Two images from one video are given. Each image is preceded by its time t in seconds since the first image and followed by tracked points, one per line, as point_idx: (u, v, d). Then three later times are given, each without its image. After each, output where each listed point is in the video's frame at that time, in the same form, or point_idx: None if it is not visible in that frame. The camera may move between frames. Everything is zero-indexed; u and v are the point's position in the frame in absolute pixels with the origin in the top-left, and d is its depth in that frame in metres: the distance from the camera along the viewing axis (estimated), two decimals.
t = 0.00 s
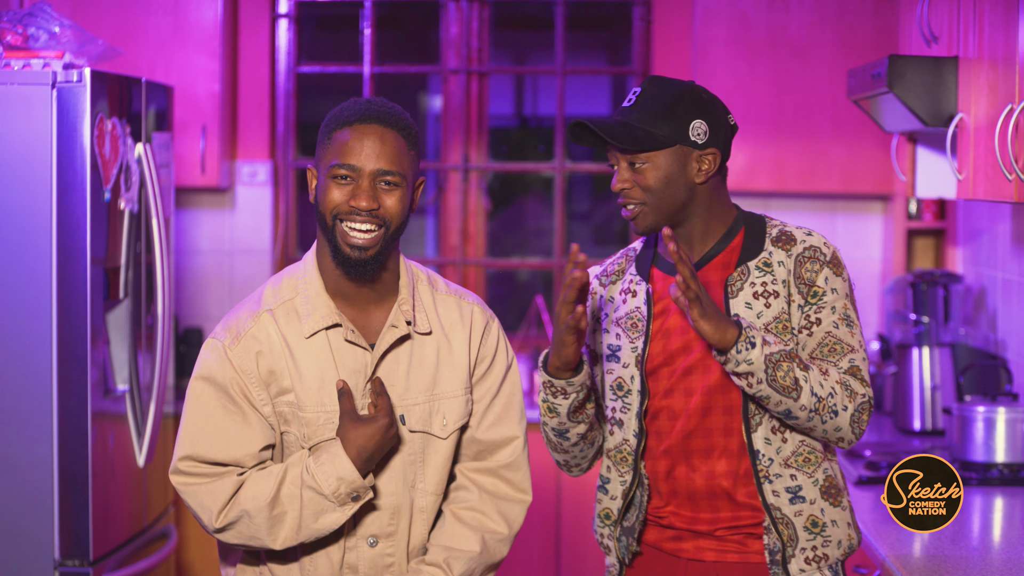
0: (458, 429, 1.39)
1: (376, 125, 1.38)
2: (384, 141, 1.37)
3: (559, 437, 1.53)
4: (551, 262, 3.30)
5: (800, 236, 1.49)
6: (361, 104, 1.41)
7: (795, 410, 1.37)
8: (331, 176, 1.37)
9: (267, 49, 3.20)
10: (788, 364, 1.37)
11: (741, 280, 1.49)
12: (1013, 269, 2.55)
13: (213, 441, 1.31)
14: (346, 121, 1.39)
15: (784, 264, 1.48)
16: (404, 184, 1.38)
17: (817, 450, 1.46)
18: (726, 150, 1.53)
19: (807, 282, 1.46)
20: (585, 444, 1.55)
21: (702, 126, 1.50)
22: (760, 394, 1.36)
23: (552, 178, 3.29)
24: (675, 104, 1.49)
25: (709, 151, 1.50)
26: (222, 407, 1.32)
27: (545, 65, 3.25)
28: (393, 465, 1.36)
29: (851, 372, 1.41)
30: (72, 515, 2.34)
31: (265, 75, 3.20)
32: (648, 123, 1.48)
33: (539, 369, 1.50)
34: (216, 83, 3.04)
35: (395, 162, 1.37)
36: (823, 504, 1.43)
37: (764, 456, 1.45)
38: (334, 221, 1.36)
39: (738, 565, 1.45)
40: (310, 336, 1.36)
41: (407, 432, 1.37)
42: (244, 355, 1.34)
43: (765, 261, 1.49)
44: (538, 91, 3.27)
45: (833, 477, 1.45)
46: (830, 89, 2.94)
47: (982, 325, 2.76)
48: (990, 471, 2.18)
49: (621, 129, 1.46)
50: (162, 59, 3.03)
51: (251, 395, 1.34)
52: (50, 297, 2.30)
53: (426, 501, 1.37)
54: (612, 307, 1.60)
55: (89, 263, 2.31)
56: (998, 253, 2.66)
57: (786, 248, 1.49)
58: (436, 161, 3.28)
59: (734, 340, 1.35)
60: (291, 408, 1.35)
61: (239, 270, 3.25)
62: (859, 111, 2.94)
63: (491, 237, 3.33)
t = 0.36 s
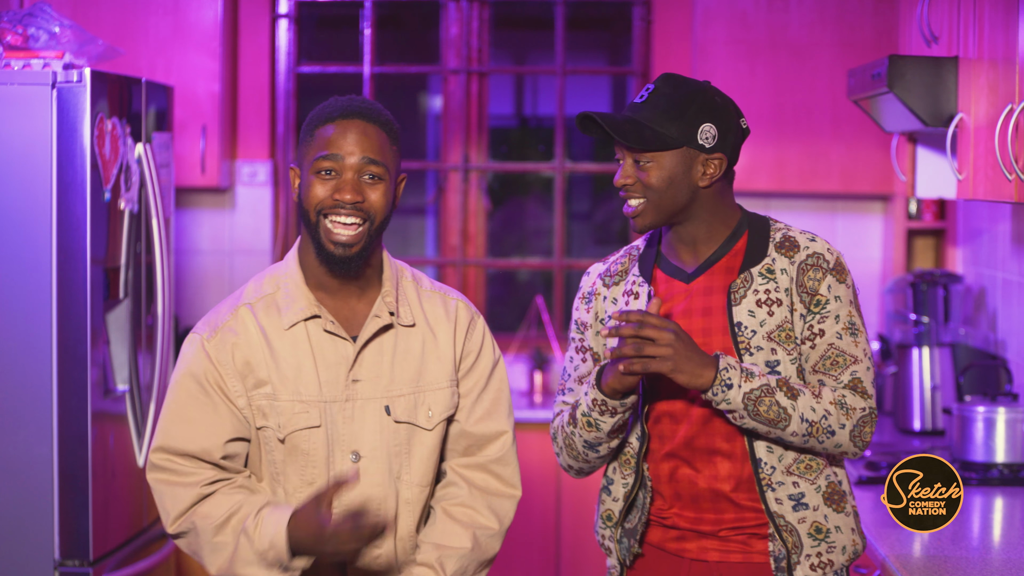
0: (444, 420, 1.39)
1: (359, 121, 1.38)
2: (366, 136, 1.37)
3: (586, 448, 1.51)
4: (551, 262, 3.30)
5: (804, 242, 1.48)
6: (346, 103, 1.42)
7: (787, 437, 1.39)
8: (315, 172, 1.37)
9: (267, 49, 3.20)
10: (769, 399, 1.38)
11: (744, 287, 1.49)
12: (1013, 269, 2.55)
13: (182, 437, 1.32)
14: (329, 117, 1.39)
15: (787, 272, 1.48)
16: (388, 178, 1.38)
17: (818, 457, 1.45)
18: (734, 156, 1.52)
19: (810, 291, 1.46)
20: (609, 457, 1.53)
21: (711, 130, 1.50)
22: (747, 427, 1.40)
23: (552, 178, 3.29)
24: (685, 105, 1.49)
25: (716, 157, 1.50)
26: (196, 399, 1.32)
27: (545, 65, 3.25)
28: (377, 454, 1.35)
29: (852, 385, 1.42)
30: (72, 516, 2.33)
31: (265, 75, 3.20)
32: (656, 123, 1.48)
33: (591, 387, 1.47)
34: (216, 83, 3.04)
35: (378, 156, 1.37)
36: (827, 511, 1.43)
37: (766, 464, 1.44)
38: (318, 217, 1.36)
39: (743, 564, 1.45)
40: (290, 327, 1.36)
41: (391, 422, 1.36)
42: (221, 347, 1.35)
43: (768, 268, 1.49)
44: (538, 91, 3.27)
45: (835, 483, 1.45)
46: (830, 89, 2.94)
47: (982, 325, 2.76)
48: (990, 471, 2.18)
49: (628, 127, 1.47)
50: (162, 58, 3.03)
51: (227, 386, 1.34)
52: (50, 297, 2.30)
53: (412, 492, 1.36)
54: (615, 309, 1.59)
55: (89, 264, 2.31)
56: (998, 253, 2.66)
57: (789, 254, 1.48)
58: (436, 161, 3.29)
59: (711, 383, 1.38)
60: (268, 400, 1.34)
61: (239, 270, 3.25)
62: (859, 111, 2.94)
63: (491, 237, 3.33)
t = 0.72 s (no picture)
0: (438, 416, 1.41)
1: (304, 158, 1.38)
2: (310, 175, 1.38)
3: (587, 451, 1.52)
4: (551, 261, 3.30)
5: (800, 244, 1.48)
6: (300, 135, 1.42)
7: (782, 441, 1.40)
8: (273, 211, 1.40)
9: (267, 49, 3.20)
10: (764, 404, 1.39)
11: (739, 291, 1.49)
12: (1013, 269, 2.54)
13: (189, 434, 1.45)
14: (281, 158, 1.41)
15: (782, 276, 1.48)
16: (340, 209, 1.39)
17: (815, 459, 1.46)
18: (732, 162, 1.52)
19: (805, 295, 1.46)
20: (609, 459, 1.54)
21: (708, 135, 1.49)
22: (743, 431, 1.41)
23: (552, 178, 3.29)
24: (684, 108, 1.49)
25: (712, 162, 1.50)
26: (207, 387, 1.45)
27: (546, 65, 3.25)
28: (369, 445, 1.41)
29: (850, 391, 1.43)
30: (72, 516, 2.33)
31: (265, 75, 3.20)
32: (654, 124, 1.48)
33: (592, 394, 1.47)
34: (216, 83, 3.04)
35: (326, 194, 1.38)
36: (823, 513, 1.44)
37: (762, 468, 1.45)
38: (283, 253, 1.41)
39: (738, 565, 1.45)
40: (293, 320, 1.46)
41: (382, 415, 1.41)
42: (234, 341, 1.46)
43: (763, 272, 1.49)
44: (538, 90, 3.27)
45: (832, 486, 1.46)
46: (830, 89, 2.94)
47: (982, 325, 2.76)
48: (990, 471, 2.18)
49: (624, 127, 1.47)
50: (162, 59, 3.03)
51: (235, 377, 1.45)
52: (50, 297, 2.30)
53: (403, 487, 1.40)
54: (612, 309, 1.60)
55: (89, 264, 2.30)
56: (998, 253, 2.66)
57: (785, 258, 1.48)
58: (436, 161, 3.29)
59: (704, 387, 1.39)
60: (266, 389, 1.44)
61: (239, 270, 3.25)
62: (859, 111, 2.94)
63: (491, 237, 3.33)
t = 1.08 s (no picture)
0: (467, 414, 1.41)
1: (355, 151, 1.40)
2: (359, 168, 1.39)
3: (584, 450, 1.53)
4: (551, 262, 3.30)
5: (792, 245, 1.48)
6: (356, 127, 1.44)
7: (778, 443, 1.41)
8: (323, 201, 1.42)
9: (267, 49, 3.20)
10: (761, 408, 1.40)
11: (732, 294, 1.49)
12: (1013, 269, 2.54)
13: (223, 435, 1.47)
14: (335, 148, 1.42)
15: (775, 277, 1.48)
16: (383, 205, 1.39)
17: (809, 459, 1.46)
18: (725, 166, 1.52)
19: (798, 297, 1.46)
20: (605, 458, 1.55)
21: (701, 140, 1.49)
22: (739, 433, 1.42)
23: (552, 178, 3.29)
24: (678, 112, 1.49)
25: (705, 167, 1.50)
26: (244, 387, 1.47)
27: (545, 65, 3.25)
28: (397, 442, 1.40)
29: (846, 392, 1.43)
30: (72, 515, 2.34)
31: (265, 75, 3.20)
32: (645, 127, 1.49)
33: (591, 393, 1.49)
34: (216, 83, 3.04)
35: (371, 187, 1.39)
36: (817, 513, 1.44)
37: (756, 469, 1.46)
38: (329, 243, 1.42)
39: (732, 565, 1.47)
40: (328, 318, 1.47)
41: (410, 411, 1.41)
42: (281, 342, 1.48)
43: (756, 274, 1.49)
44: (538, 91, 3.27)
45: (827, 485, 1.46)
46: (830, 89, 2.94)
47: (982, 325, 2.76)
48: (990, 471, 2.18)
49: (616, 131, 1.47)
50: (162, 59, 3.03)
51: (268, 376, 1.45)
52: (50, 297, 2.30)
53: (429, 485, 1.39)
54: (606, 310, 1.60)
55: (88, 264, 2.31)
56: (998, 253, 2.66)
57: (778, 259, 1.48)
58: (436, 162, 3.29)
59: (701, 389, 1.40)
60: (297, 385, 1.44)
61: (239, 270, 3.25)
62: (859, 111, 2.93)
63: (491, 237, 3.33)
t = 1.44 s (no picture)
0: (480, 415, 1.41)
1: (370, 151, 1.39)
2: (377, 166, 1.38)
3: (581, 446, 1.53)
4: (551, 261, 3.30)
5: (791, 247, 1.48)
6: (368, 128, 1.43)
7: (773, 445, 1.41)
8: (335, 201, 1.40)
9: (267, 49, 3.20)
10: (756, 410, 1.40)
11: (730, 294, 1.50)
12: (1013, 269, 2.54)
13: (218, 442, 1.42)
14: (348, 146, 1.41)
15: (773, 278, 1.48)
16: (400, 206, 1.39)
17: (804, 459, 1.48)
18: (728, 167, 1.52)
19: (797, 299, 1.47)
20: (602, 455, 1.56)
21: (706, 140, 1.49)
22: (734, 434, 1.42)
23: (552, 178, 3.29)
24: (684, 112, 1.49)
25: (709, 168, 1.50)
26: (244, 392, 1.43)
27: (546, 65, 3.25)
28: (410, 444, 1.40)
29: (842, 395, 1.44)
30: (72, 515, 2.34)
31: (265, 75, 3.20)
32: (651, 126, 1.49)
33: (590, 389, 1.49)
34: (216, 83, 3.04)
35: (388, 185, 1.38)
36: (811, 513, 1.46)
37: (751, 468, 1.46)
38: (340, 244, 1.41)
39: (725, 563, 1.46)
40: (333, 320, 1.45)
41: (423, 413, 1.41)
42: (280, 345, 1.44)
43: (755, 274, 1.49)
44: (538, 91, 3.26)
45: (821, 486, 1.48)
46: (830, 89, 2.94)
47: (982, 325, 2.76)
48: (990, 471, 2.18)
49: (622, 128, 1.47)
50: (162, 59, 3.03)
51: (272, 380, 1.42)
52: (50, 297, 2.30)
53: (443, 486, 1.39)
54: (605, 307, 1.60)
55: (89, 264, 2.31)
56: (998, 253, 2.66)
57: (776, 260, 1.48)
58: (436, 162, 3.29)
59: (697, 389, 1.40)
60: (302, 389, 1.42)
61: (239, 270, 3.25)
62: (859, 111, 2.93)
63: (491, 237, 3.33)
